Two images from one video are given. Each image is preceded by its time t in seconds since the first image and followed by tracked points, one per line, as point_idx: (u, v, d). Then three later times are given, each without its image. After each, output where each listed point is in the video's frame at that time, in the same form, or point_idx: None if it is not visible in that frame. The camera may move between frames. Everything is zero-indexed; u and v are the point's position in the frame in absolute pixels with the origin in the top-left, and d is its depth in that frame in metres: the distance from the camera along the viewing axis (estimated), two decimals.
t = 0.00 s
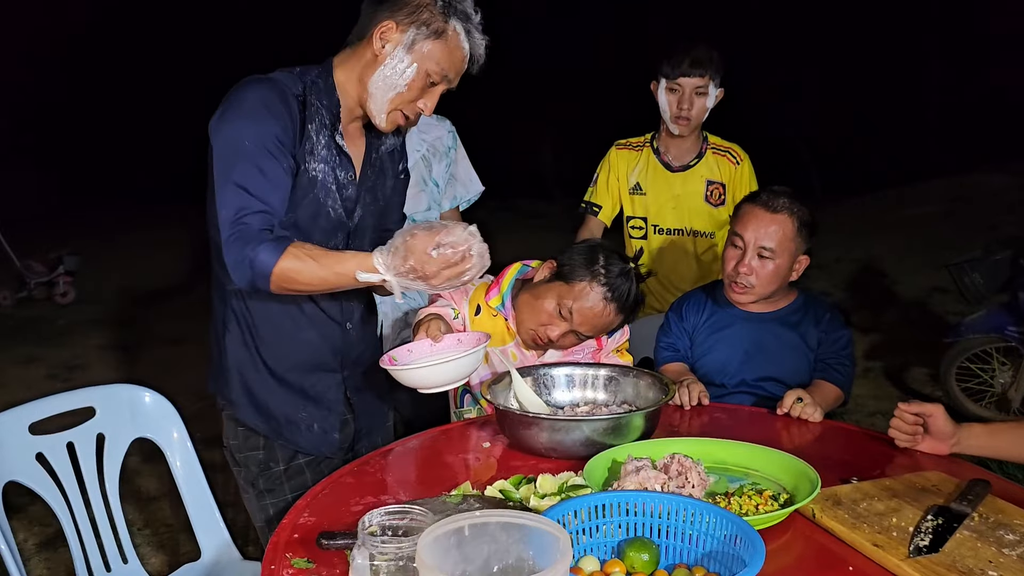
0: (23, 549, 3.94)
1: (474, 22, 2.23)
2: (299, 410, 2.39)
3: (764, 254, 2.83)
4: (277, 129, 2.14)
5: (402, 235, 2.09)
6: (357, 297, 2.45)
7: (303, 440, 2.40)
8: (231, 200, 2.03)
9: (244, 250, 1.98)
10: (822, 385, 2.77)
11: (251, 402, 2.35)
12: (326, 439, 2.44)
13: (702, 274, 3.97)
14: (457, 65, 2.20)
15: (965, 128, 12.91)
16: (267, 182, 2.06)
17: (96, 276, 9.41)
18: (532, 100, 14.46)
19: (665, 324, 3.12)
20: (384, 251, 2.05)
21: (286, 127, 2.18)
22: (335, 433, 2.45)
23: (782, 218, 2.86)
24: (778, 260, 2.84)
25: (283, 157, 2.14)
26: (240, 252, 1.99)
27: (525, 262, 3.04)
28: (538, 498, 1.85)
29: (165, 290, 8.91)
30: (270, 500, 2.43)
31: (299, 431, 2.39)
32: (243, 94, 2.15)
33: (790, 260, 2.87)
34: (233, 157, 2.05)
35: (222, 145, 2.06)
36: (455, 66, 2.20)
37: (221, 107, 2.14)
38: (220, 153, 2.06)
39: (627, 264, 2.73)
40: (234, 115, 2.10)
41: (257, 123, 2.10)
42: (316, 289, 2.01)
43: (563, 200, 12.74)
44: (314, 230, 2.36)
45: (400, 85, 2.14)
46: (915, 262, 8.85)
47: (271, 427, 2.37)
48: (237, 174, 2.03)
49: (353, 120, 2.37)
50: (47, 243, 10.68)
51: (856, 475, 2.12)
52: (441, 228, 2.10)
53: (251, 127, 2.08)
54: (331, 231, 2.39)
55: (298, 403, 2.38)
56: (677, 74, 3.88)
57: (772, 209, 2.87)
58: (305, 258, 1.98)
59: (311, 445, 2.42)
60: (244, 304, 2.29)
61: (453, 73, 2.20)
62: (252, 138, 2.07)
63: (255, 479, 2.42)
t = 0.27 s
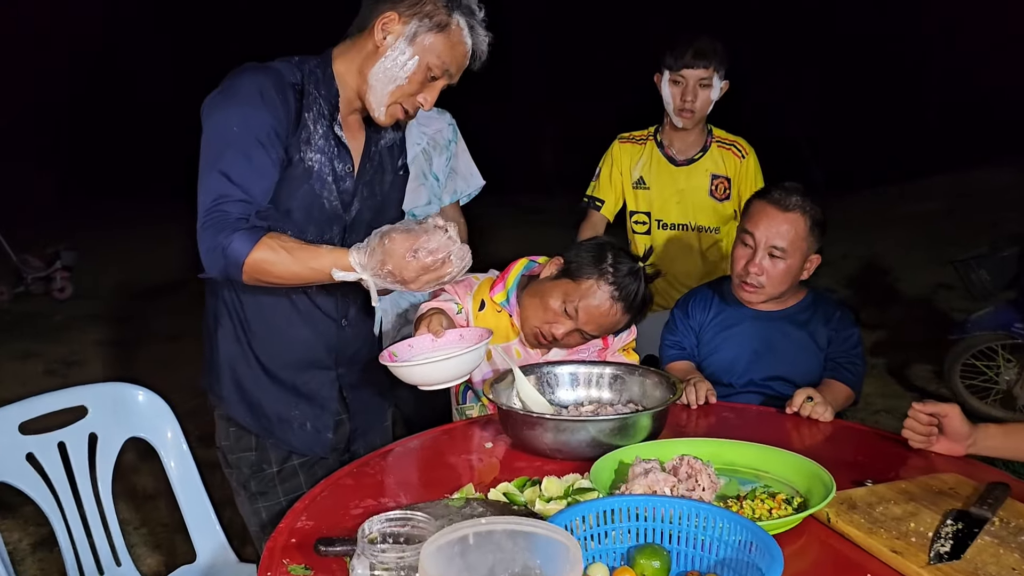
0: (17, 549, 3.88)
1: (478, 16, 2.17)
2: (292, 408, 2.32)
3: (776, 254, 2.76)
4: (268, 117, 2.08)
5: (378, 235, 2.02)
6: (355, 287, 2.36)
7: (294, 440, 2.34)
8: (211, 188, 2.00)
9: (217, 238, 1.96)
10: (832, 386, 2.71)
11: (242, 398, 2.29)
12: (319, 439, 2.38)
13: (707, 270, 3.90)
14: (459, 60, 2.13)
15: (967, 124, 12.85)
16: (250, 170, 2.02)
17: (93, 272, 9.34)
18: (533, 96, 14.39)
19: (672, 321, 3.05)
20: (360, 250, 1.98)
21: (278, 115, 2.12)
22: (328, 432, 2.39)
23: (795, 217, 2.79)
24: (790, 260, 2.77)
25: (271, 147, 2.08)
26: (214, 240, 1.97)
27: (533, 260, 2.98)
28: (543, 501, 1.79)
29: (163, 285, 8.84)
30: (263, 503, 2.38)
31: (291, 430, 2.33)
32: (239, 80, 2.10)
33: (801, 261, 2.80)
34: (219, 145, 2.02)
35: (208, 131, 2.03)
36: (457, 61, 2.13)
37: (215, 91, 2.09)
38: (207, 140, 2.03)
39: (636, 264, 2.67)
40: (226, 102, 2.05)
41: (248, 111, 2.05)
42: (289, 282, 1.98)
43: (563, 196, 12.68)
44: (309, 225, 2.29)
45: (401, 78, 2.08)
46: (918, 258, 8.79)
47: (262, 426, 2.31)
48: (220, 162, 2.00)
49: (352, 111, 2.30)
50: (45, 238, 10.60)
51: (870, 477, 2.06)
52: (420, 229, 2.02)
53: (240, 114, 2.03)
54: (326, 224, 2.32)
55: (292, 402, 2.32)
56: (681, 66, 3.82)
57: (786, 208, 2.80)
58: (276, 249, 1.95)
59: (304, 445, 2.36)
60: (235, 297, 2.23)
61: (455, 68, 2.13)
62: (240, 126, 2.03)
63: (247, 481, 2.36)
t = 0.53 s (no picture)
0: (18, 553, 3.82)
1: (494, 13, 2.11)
2: (301, 415, 2.27)
3: (799, 268, 2.69)
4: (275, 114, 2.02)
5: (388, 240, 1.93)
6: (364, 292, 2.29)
7: (302, 447, 2.28)
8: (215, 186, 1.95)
9: (221, 237, 1.91)
10: (853, 391, 2.68)
11: (249, 404, 2.23)
12: (329, 446, 2.32)
13: (720, 269, 3.85)
14: (473, 59, 2.08)
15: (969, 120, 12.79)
16: (255, 167, 1.97)
17: (94, 271, 9.29)
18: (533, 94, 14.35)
19: (689, 323, 3.02)
20: (369, 255, 1.90)
21: (286, 112, 2.06)
22: (338, 439, 2.33)
23: (821, 230, 2.71)
24: (813, 274, 2.70)
25: (278, 144, 2.02)
26: (217, 238, 1.91)
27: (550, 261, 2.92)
28: (565, 514, 1.74)
29: (163, 285, 8.78)
30: (271, 514, 2.32)
31: (299, 437, 2.27)
32: (247, 75, 2.04)
33: (824, 275, 2.74)
34: (224, 141, 1.96)
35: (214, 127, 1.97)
36: (471, 61, 2.07)
37: (223, 87, 2.04)
38: (213, 136, 1.97)
39: (656, 265, 2.62)
40: (234, 97, 1.99)
41: (254, 106, 1.99)
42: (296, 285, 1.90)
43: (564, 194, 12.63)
44: (318, 226, 2.23)
45: (413, 76, 2.03)
46: (922, 255, 8.73)
47: (269, 434, 2.25)
48: (226, 159, 1.95)
49: (363, 109, 2.23)
50: (43, 236, 10.54)
51: (898, 486, 2.00)
52: (432, 237, 1.93)
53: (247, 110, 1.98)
54: (336, 225, 2.25)
55: (300, 408, 2.26)
56: (691, 63, 3.76)
57: (813, 221, 2.71)
58: (287, 251, 1.89)
59: (314, 452, 2.30)
60: (243, 298, 2.17)
61: (469, 67, 2.08)
62: (246, 122, 1.97)
63: (255, 491, 2.30)
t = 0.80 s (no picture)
0: (20, 557, 3.79)
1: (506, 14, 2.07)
2: (311, 424, 2.24)
3: (812, 282, 2.66)
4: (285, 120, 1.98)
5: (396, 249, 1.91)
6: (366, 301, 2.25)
7: (313, 457, 2.25)
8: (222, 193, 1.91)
9: (225, 245, 1.88)
10: (868, 397, 2.65)
11: (255, 413, 2.19)
12: (338, 455, 2.29)
13: (729, 272, 3.82)
14: (484, 62, 2.04)
15: (970, 118, 12.76)
16: (261, 174, 1.93)
17: (93, 270, 9.24)
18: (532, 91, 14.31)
19: (701, 328, 3.00)
20: (377, 263, 1.88)
21: (296, 117, 2.02)
22: (348, 448, 2.30)
23: (836, 244, 2.66)
24: (826, 286, 2.67)
25: (286, 150, 1.99)
26: (221, 247, 1.88)
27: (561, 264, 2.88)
28: (582, 525, 1.72)
29: (163, 284, 8.74)
30: (282, 524, 2.31)
31: (309, 447, 2.25)
32: (256, 78, 2.00)
33: (839, 286, 2.70)
34: (231, 147, 1.92)
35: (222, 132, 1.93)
36: (482, 63, 2.04)
37: (232, 90, 1.99)
38: (221, 141, 1.93)
39: (666, 260, 2.58)
40: (241, 102, 1.95)
41: (263, 110, 1.95)
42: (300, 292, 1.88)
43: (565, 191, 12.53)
44: (326, 232, 2.19)
45: (422, 79, 1.99)
46: (924, 255, 8.71)
47: (279, 443, 2.22)
48: (233, 165, 1.91)
49: (373, 112, 2.20)
50: (42, 235, 10.50)
51: (917, 494, 1.96)
52: (440, 248, 1.92)
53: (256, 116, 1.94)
54: (343, 231, 2.22)
55: (309, 418, 2.23)
56: (698, 63, 3.73)
57: (828, 236, 2.66)
58: (294, 259, 1.87)
59: (324, 462, 2.27)
60: (252, 307, 2.13)
61: (480, 70, 2.05)
62: (256, 128, 1.93)
63: (265, 500, 2.28)
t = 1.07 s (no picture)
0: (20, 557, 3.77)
1: (507, 9, 2.01)
2: (315, 429, 2.23)
3: (814, 281, 2.64)
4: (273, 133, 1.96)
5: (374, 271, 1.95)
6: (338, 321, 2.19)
7: (322, 459, 2.25)
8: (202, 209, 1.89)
9: (201, 261, 1.86)
10: (871, 398, 2.64)
11: (254, 420, 2.17)
12: (343, 457, 2.29)
13: (731, 273, 3.81)
14: (483, 62, 1.99)
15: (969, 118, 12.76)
16: (244, 189, 1.90)
17: (91, 269, 9.22)
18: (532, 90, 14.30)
19: (704, 328, 2.99)
20: (355, 285, 1.90)
21: (285, 132, 2.00)
22: (354, 450, 2.30)
23: (839, 243, 2.65)
24: (829, 285, 2.66)
25: (273, 164, 1.96)
26: (198, 261, 1.87)
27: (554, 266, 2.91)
28: (585, 528, 1.71)
29: (162, 283, 8.72)
30: (294, 524, 2.31)
31: (317, 450, 2.24)
32: (246, 87, 1.97)
33: (842, 284, 2.68)
34: (214, 161, 1.89)
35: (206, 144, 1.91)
36: (481, 62, 1.99)
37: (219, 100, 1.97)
38: (205, 153, 1.91)
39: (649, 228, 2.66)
40: (226, 114, 1.92)
41: (251, 123, 1.92)
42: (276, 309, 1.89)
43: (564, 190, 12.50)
44: (318, 241, 2.18)
45: (415, 83, 1.97)
46: (923, 254, 8.71)
47: (292, 447, 2.21)
48: (213, 180, 1.89)
49: (367, 117, 2.17)
50: (40, 234, 10.46)
51: (922, 496, 1.95)
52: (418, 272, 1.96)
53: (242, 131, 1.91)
54: (334, 240, 2.20)
55: (315, 421, 2.22)
56: (698, 62, 3.73)
57: (831, 234, 2.65)
58: (267, 277, 1.86)
59: (333, 463, 2.27)
60: (252, 323, 2.10)
61: (479, 69, 1.99)
62: (242, 143, 1.90)
63: (273, 503, 2.27)
